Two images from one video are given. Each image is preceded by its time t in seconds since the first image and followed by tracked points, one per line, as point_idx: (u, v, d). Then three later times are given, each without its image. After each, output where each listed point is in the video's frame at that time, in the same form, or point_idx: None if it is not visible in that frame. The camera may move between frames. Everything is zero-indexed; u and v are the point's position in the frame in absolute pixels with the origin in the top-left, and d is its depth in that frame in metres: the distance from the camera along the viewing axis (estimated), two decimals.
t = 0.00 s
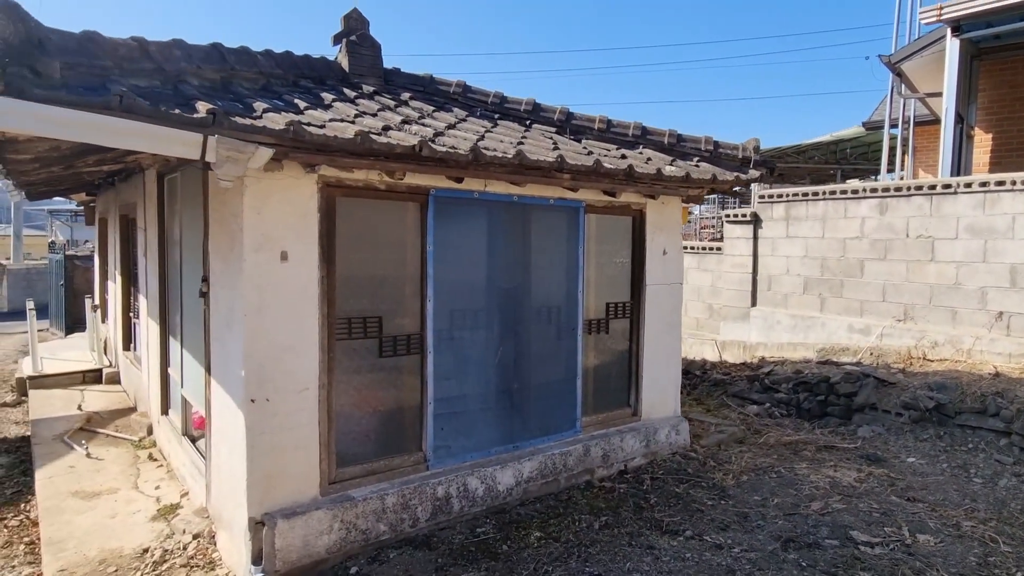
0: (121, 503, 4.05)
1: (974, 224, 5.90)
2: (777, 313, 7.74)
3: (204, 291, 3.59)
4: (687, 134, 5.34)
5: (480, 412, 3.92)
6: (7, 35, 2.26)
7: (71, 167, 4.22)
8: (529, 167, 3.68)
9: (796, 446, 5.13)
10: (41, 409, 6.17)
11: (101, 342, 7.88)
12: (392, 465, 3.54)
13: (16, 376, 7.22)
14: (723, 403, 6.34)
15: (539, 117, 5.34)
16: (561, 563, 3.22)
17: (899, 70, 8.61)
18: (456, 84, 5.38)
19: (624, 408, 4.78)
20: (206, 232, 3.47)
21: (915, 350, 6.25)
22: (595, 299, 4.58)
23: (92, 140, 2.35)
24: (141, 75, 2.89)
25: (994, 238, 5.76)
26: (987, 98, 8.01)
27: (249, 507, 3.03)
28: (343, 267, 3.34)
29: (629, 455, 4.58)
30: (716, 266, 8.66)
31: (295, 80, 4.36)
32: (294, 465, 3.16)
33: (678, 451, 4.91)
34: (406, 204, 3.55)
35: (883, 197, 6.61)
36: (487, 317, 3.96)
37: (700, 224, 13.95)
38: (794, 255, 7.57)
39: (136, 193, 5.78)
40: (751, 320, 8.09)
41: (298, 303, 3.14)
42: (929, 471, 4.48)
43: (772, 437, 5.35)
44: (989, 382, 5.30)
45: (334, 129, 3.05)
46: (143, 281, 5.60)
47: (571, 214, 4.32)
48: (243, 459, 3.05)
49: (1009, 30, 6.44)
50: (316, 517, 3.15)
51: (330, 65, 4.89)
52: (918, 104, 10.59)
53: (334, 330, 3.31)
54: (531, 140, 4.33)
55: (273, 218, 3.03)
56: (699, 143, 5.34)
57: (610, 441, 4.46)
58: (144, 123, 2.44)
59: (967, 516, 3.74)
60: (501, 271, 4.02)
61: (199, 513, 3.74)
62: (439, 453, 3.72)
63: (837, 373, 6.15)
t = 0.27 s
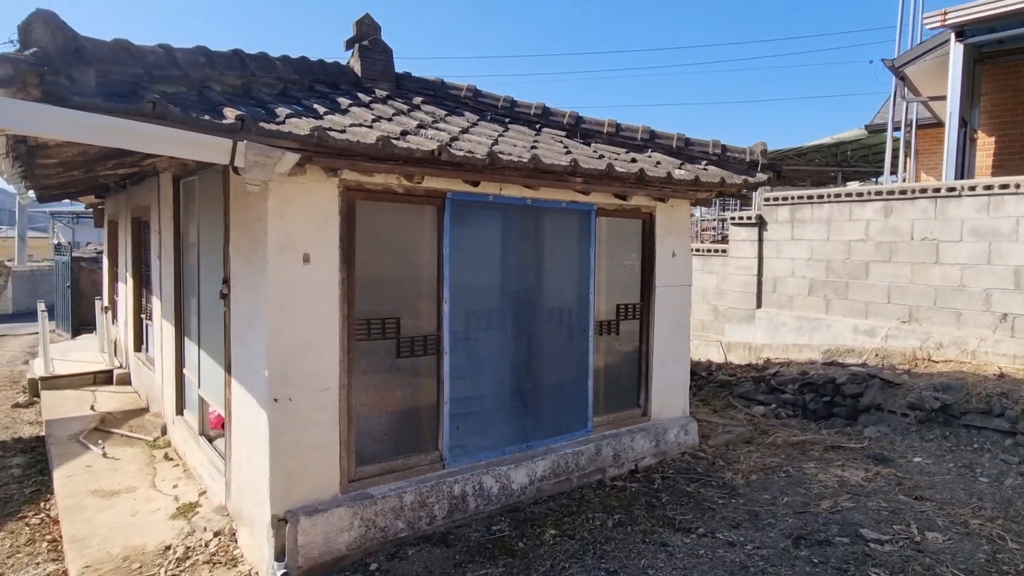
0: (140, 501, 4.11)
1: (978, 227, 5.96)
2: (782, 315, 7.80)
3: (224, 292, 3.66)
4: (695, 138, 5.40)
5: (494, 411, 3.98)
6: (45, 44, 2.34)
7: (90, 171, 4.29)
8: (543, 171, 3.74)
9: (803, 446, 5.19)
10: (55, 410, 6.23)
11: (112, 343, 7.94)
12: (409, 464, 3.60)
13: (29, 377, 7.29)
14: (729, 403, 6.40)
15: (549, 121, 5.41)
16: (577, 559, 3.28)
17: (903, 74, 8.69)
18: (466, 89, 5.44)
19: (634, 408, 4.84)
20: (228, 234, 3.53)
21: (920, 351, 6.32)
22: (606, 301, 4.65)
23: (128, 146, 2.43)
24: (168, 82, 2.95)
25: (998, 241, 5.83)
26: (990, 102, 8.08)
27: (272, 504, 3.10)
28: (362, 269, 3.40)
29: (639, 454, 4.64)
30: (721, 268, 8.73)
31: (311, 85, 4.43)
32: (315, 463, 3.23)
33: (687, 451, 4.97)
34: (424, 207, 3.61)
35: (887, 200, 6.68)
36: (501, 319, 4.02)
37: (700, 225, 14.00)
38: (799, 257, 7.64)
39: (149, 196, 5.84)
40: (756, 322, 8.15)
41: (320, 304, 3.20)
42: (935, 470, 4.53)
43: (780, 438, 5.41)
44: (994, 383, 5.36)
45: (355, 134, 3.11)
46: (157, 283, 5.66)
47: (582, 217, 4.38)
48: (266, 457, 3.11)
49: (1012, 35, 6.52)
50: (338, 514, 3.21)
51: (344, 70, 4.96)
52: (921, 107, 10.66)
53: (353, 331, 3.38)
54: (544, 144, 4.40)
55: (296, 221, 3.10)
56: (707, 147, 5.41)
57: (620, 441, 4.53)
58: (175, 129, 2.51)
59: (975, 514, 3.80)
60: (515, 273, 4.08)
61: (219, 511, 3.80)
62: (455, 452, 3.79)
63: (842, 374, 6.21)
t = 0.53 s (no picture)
0: (156, 500, 4.16)
1: (981, 229, 6.02)
2: (786, 316, 7.86)
3: (241, 293, 3.71)
4: (701, 141, 5.46)
5: (506, 411, 4.04)
6: (75, 52, 2.40)
7: (106, 174, 4.34)
8: (555, 174, 3.80)
9: (808, 446, 5.25)
10: (66, 410, 6.28)
11: (120, 344, 7.99)
12: (424, 462, 3.65)
13: (39, 377, 7.33)
14: (734, 404, 6.46)
15: (557, 125, 5.47)
16: (591, 556, 3.33)
17: (905, 77, 8.76)
18: (475, 92, 5.50)
19: (642, 408, 4.90)
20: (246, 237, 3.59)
21: (923, 352, 6.38)
22: (615, 302, 4.70)
23: (158, 152, 2.48)
24: (190, 87, 3.01)
25: (1001, 242, 5.89)
26: (992, 105, 8.15)
27: (291, 502, 3.15)
28: (378, 271, 3.46)
29: (648, 454, 4.70)
30: (725, 269, 8.79)
31: (324, 89, 4.49)
32: (332, 462, 3.28)
33: (694, 451, 5.02)
34: (438, 210, 3.67)
35: (891, 202, 6.74)
36: (512, 320, 4.08)
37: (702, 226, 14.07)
38: (802, 259, 7.70)
39: (160, 198, 5.89)
40: (760, 323, 8.21)
41: (338, 306, 3.26)
42: (940, 469, 4.59)
43: (785, 437, 5.47)
44: (997, 383, 5.42)
45: (373, 138, 3.17)
46: (169, 284, 5.71)
47: (592, 219, 4.44)
48: (285, 456, 3.17)
49: (1014, 39, 6.59)
50: (355, 511, 3.26)
51: (355, 73, 5.02)
52: (921, 109, 10.74)
53: (370, 332, 3.44)
54: (553, 147, 4.45)
55: (315, 224, 3.16)
56: (713, 150, 5.47)
57: (629, 441, 4.58)
58: (201, 134, 2.57)
59: (980, 512, 3.85)
60: (526, 275, 4.14)
61: (235, 509, 3.86)
62: (468, 451, 3.84)
63: (847, 374, 6.27)
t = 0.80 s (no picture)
0: (171, 496, 4.22)
1: (982, 229, 6.10)
2: (788, 315, 7.93)
3: (257, 292, 3.77)
4: (706, 142, 5.53)
5: (516, 408, 4.10)
6: (104, 56, 2.47)
7: (120, 175, 4.40)
8: (565, 175, 3.86)
9: (812, 443, 5.32)
10: (76, 409, 6.33)
11: (127, 344, 8.04)
12: (437, 458, 3.71)
13: (47, 376, 7.38)
14: (737, 402, 6.53)
15: (564, 126, 5.54)
16: (602, 549, 3.40)
17: (905, 79, 8.84)
18: (482, 93, 5.56)
19: (649, 405, 4.96)
20: (262, 236, 3.65)
21: (925, 350, 6.45)
22: (622, 300, 4.77)
23: (183, 152, 2.54)
24: (210, 89, 3.07)
25: (1002, 242, 5.96)
26: (991, 106, 8.23)
27: (309, 496, 3.21)
28: (392, 270, 3.52)
29: (654, 451, 4.76)
30: (728, 269, 8.86)
31: (336, 90, 4.55)
32: (348, 457, 3.34)
33: (700, 448, 5.09)
34: (451, 210, 3.73)
35: (893, 202, 6.81)
36: (522, 318, 4.14)
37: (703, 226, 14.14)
38: (805, 259, 7.77)
39: (170, 198, 5.95)
40: (763, 322, 8.28)
41: (354, 304, 3.32)
42: (942, 466, 4.66)
43: (789, 435, 5.54)
44: (998, 381, 5.49)
45: (388, 140, 3.23)
46: (179, 284, 5.76)
47: (600, 219, 4.50)
48: (303, 451, 3.22)
49: (1014, 42, 6.67)
50: (370, 506, 3.32)
51: (364, 75, 5.08)
52: (921, 111, 10.82)
53: (384, 329, 3.49)
54: (562, 148, 4.52)
55: (332, 224, 3.22)
56: (718, 151, 5.54)
57: (636, 438, 4.65)
58: (225, 135, 2.64)
59: (982, 507, 3.92)
60: (536, 274, 4.20)
61: (250, 505, 3.91)
62: (480, 447, 3.91)
63: (849, 373, 6.34)
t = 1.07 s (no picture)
0: (186, 490, 4.30)
1: (980, 229, 6.20)
2: (789, 314, 8.03)
3: (273, 289, 3.85)
4: (710, 143, 5.62)
5: (526, 403, 4.18)
6: (134, 58, 2.53)
7: (136, 174, 4.47)
8: (574, 175, 3.95)
9: (814, 438, 5.41)
10: (86, 406, 6.40)
11: (135, 342, 8.11)
12: (449, 452, 3.80)
13: (56, 374, 7.46)
14: (739, 399, 6.62)
15: (570, 127, 5.63)
16: (612, 540, 3.48)
17: (904, 81, 8.95)
18: (489, 95, 5.65)
19: (654, 401, 5.05)
20: (278, 234, 3.73)
21: (924, 348, 6.55)
22: (628, 298, 4.86)
23: (211, 153, 2.62)
24: (232, 91, 3.15)
25: (1000, 242, 6.06)
26: (989, 108, 8.34)
27: (327, 488, 3.29)
28: (407, 268, 3.61)
29: (660, 446, 4.85)
30: (729, 268, 8.96)
31: (347, 92, 4.64)
32: (365, 450, 3.42)
33: (704, 443, 5.18)
34: (463, 209, 3.82)
35: (892, 202, 6.91)
36: (532, 315, 4.22)
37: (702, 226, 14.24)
38: (806, 258, 7.87)
39: (181, 198, 6.02)
40: (764, 321, 8.38)
41: (370, 300, 3.40)
42: (942, 460, 4.76)
43: (791, 431, 5.63)
44: (996, 378, 5.59)
45: (405, 140, 3.31)
46: (189, 282, 5.84)
47: (607, 219, 4.59)
48: (321, 444, 3.30)
49: (1011, 45, 6.77)
50: (386, 497, 3.40)
51: (374, 77, 5.16)
52: (920, 112, 10.93)
53: (399, 325, 3.58)
54: (570, 149, 4.61)
55: (349, 222, 3.30)
56: (721, 151, 5.63)
57: (643, 433, 4.73)
58: (250, 136, 2.73)
59: (981, 499, 4.02)
60: (545, 272, 4.29)
61: (265, 498, 4.00)
62: (491, 441, 3.99)
63: (850, 370, 6.44)
